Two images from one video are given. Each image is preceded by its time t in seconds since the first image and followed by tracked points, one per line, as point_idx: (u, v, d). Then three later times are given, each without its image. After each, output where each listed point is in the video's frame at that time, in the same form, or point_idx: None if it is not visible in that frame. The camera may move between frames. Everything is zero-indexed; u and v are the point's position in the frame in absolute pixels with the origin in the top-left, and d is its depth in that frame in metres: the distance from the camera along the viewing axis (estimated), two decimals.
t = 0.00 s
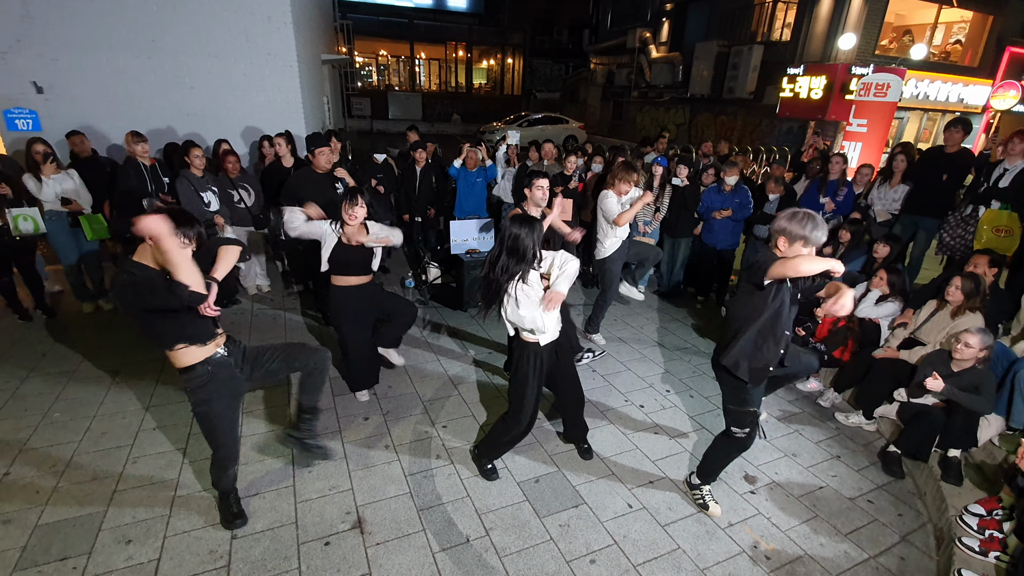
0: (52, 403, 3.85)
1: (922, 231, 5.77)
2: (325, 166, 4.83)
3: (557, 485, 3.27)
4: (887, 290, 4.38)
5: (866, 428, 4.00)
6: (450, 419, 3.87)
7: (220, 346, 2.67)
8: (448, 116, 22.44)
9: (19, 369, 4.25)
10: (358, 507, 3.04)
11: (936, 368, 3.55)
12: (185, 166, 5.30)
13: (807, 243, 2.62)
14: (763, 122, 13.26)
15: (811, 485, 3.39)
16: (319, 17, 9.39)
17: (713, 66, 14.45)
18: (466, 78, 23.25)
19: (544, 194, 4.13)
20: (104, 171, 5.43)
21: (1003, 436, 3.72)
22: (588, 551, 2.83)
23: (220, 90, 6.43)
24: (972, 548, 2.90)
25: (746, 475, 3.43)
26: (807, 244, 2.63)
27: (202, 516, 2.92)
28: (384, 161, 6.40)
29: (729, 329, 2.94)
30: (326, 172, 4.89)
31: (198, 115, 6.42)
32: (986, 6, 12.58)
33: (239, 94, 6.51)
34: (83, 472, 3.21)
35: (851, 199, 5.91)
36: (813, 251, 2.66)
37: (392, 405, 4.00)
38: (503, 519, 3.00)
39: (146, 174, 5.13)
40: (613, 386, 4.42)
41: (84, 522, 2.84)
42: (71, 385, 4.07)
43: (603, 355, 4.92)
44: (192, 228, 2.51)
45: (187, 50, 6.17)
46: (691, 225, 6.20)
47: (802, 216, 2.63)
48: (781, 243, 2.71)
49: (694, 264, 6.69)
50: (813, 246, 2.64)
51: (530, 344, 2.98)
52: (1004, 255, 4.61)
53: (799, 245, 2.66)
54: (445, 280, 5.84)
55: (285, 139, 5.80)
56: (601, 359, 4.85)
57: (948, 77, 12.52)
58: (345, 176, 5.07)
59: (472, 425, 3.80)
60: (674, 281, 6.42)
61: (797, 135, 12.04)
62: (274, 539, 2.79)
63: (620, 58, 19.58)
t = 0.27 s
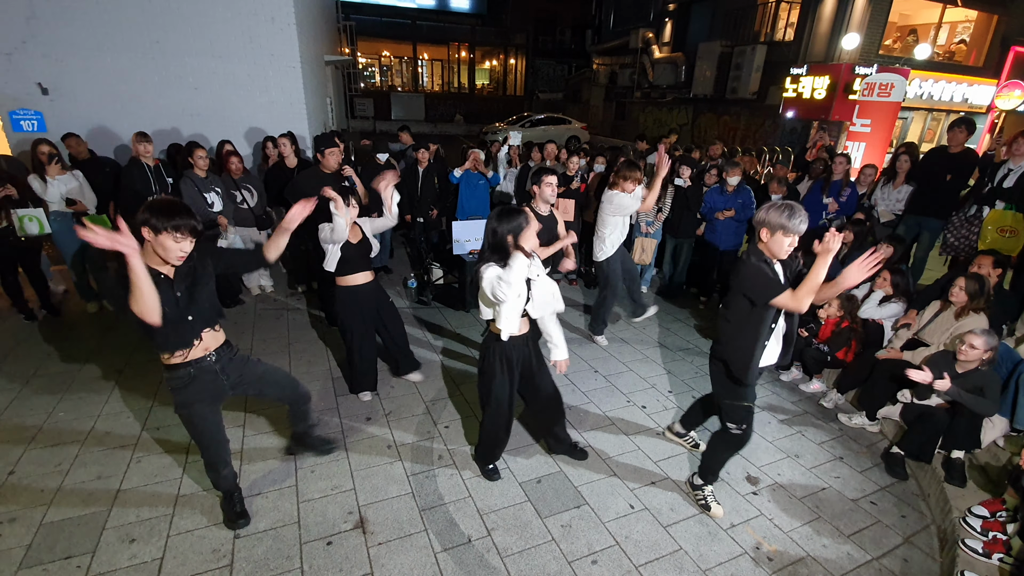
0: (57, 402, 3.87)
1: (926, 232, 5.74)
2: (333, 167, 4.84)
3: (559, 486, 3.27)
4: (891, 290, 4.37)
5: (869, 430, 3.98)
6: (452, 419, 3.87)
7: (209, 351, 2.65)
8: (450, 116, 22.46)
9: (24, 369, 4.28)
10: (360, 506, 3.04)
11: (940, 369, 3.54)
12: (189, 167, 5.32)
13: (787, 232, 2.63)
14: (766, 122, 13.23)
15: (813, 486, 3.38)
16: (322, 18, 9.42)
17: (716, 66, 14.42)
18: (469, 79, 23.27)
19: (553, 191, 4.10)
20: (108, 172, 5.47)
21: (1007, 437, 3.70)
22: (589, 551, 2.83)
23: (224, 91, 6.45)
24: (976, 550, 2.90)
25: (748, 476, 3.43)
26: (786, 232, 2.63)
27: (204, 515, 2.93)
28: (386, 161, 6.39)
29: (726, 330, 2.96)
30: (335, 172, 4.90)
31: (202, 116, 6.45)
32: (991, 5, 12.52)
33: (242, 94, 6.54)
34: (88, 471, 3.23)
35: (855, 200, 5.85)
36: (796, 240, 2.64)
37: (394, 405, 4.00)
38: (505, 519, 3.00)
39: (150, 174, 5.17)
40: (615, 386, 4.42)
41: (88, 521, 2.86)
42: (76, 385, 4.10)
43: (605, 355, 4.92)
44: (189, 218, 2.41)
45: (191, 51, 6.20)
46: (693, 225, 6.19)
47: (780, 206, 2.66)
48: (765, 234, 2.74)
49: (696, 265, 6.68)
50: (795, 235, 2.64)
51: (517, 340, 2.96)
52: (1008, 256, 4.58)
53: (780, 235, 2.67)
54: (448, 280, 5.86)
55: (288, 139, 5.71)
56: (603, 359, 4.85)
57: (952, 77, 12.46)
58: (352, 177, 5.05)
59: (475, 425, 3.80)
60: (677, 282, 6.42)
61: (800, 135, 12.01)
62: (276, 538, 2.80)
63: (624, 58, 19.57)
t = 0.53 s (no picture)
0: (63, 403, 3.89)
1: (931, 232, 5.71)
2: (341, 168, 4.87)
3: (562, 486, 3.27)
4: (895, 291, 4.39)
5: (874, 431, 3.96)
6: (455, 420, 3.88)
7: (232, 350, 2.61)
8: (454, 117, 22.50)
9: (31, 369, 4.31)
10: (364, 507, 3.05)
11: (946, 370, 3.52)
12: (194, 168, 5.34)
13: (808, 248, 2.60)
14: (770, 122, 13.20)
15: (818, 488, 3.37)
16: (326, 20, 9.46)
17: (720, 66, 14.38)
18: (472, 80, 23.30)
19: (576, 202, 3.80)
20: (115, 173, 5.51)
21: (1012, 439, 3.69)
22: (593, 552, 2.82)
23: (229, 93, 6.49)
24: (980, 552, 2.83)
25: (752, 478, 3.42)
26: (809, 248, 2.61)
27: (209, 515, 2.94)
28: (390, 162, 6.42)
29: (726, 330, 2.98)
30: (342, 172, 4.93)
31: (207, 118, 6.48)
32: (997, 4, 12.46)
33: (247, 96, 6.57)
34: (93, 470, 3.25)
35: (860, 201, 5.88)
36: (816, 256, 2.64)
37: (397, 406, 4.02)
38: (508, 519, 3.01)
39: (155, 176, 5.19)
40: (618, 387, 4.42)
41: (93, 521, 2.88)
42: (82, 385, 4.13)
43: (608, 356, 4.92)
44: (213, 236, 2.28)
45: (196, 53, 6.24)
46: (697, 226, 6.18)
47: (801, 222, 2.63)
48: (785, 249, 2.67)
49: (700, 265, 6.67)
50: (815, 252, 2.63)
51: (502, 335, 3.02)
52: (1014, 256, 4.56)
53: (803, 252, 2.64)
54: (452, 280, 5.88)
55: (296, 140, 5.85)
56: (606, 360, 4.85)
57: (957, 76, 12.41)
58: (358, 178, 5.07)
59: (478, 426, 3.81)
60: (680, 282, 6.41)
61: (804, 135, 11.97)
62: (280, 538, 2.81)
63: (627, 59, 19.56)
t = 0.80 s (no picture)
0: (69, 402, 3.92)
1: (937, 233, 5.67)
2: (346, 169, 4.88)
3: (565, 487, 3.26)
4: (901, 292, 4.36)
5: (879, 432, 3.95)
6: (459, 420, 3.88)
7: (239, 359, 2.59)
8: (457, 118, 22.52)
9: (38, 369, 4.34)
10: (367, 507, 3.06)
11: (952, 371, 3.50)
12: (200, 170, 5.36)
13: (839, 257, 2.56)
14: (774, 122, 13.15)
15: (823, 490, 3.36)
16: (330, 21, 9.50)
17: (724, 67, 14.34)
18: (476, 81, 23.32)
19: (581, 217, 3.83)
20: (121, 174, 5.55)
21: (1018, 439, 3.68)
22: (596, 553, 2.82)
23: (234, 94, 6.52)
24: (988, 555, 2.82)
25: (757, 479, 3.41)
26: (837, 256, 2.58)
27: (213, 515, 2.96)
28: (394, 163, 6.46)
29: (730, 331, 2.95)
30: (347, 173, 4.94)
31: (212, 119, 6.52)
32: (1004, 3, 12.37)
33: (251, 98, 6.60)
34: (99, 470, 3.26)
35: (865, 202, 5.87)
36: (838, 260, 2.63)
37: (401, 406, 4.02)
38: (511, 520, 3.00)
39: (162, 177, 5.21)
40: (622, 387, 4.41)
41: (99, 520, 2.89)
42: (87, 385, 4.15)
43: (611, 356, 4.91)
44: (212, 241, 2.27)
45: (202, 55, 6.27)
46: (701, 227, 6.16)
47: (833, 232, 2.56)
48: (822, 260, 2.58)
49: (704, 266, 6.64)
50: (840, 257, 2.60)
51: (502, 337, 3.03)
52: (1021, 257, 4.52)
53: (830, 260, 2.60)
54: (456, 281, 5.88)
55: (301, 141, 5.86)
56: (609, 360, 4.85)
57: (964, 76, 12.32)
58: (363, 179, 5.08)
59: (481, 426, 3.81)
60: (683, 283, 6.41)
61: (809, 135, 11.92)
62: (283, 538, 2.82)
63: (631, 60, 19.54)
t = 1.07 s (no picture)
0: (73, 403, 3.94)
1: (942, 232, 5.65)
2: (348, 169, 4.90)
3: (567, 488, 3.26)
4: (906, 293, 4.28)
5: (883, 433, 3.93)
6: (461, 421, 3.88)
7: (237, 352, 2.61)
8: (460, 119, 22.55)
9: (42, 369, 4.36)
10: (370, 507, 3.06)
11: (956, 372, 3.47)
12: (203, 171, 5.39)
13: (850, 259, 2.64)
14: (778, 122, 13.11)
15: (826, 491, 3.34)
16: (334, 23, 9.53)
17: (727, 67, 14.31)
18: (478, 82, 23.35)
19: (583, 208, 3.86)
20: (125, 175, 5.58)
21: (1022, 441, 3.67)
22: (598, 554, 2.81)
23: (237, 95, 6.54)
24: (994, 558, 2.83)
25: (760, 480, 3.40)
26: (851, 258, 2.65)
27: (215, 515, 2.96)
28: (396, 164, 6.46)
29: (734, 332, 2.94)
30: (349, 174, 4.96)
31: (216, 121, 6.54)
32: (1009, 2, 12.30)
33: (255, 99, 6.62)
34: (102, 470, 3.28)
35: (868, 201, 5.80)
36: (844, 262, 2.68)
37: (403, 407, 4.02)
38: (513, 521, 3.00)
39: (165, 179, 5.25)
40: (624, 388, 4.41)
41: (101, 520, 2.90)
42: (91, 385, 4.16)
43: (614, 357, 4.91)
44: (197, 233, 2.29)
45: (205, 56, 6.30)
46: (704, 227, 6.15)
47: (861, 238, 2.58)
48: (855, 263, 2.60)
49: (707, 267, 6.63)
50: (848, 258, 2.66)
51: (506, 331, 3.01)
52: None
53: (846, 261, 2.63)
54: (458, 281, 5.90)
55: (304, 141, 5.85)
56: (612, 361, 4.84)
57: (969, 75, 12.26)
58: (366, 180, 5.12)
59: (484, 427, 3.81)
60: (686, 284, 6.41)
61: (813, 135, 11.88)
62: (286, 538, 2.82)
63: (634, 60, 19.53)
